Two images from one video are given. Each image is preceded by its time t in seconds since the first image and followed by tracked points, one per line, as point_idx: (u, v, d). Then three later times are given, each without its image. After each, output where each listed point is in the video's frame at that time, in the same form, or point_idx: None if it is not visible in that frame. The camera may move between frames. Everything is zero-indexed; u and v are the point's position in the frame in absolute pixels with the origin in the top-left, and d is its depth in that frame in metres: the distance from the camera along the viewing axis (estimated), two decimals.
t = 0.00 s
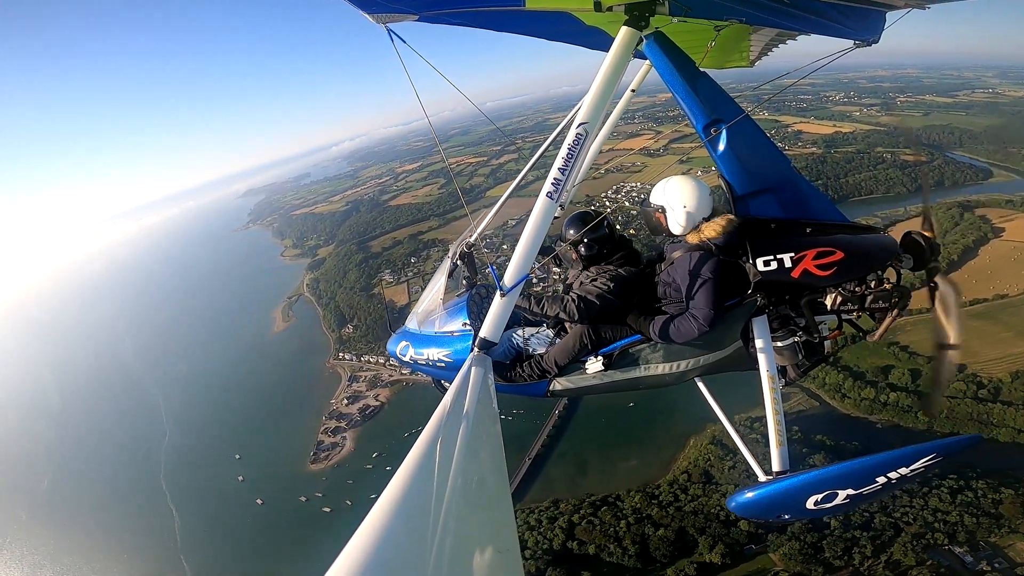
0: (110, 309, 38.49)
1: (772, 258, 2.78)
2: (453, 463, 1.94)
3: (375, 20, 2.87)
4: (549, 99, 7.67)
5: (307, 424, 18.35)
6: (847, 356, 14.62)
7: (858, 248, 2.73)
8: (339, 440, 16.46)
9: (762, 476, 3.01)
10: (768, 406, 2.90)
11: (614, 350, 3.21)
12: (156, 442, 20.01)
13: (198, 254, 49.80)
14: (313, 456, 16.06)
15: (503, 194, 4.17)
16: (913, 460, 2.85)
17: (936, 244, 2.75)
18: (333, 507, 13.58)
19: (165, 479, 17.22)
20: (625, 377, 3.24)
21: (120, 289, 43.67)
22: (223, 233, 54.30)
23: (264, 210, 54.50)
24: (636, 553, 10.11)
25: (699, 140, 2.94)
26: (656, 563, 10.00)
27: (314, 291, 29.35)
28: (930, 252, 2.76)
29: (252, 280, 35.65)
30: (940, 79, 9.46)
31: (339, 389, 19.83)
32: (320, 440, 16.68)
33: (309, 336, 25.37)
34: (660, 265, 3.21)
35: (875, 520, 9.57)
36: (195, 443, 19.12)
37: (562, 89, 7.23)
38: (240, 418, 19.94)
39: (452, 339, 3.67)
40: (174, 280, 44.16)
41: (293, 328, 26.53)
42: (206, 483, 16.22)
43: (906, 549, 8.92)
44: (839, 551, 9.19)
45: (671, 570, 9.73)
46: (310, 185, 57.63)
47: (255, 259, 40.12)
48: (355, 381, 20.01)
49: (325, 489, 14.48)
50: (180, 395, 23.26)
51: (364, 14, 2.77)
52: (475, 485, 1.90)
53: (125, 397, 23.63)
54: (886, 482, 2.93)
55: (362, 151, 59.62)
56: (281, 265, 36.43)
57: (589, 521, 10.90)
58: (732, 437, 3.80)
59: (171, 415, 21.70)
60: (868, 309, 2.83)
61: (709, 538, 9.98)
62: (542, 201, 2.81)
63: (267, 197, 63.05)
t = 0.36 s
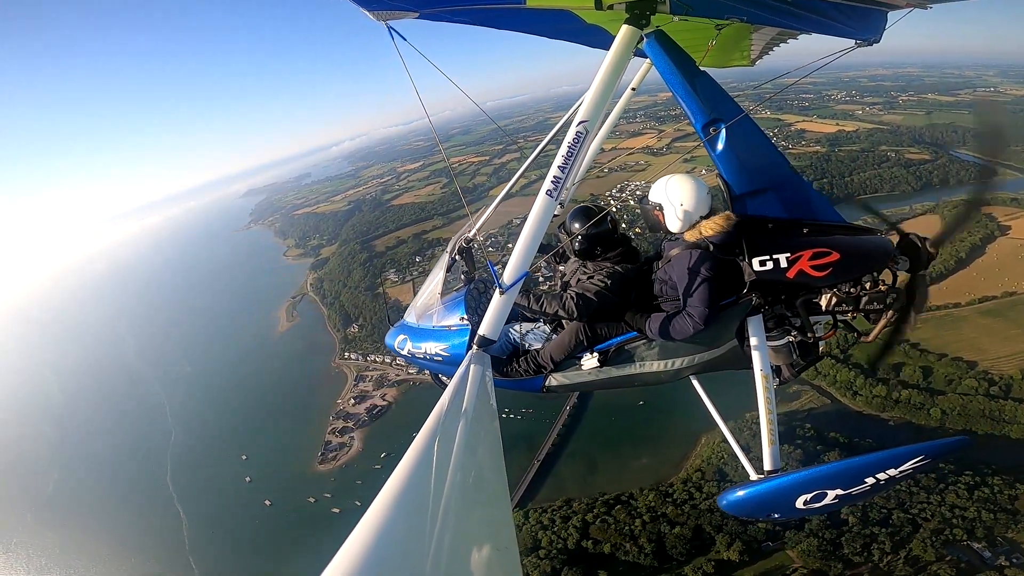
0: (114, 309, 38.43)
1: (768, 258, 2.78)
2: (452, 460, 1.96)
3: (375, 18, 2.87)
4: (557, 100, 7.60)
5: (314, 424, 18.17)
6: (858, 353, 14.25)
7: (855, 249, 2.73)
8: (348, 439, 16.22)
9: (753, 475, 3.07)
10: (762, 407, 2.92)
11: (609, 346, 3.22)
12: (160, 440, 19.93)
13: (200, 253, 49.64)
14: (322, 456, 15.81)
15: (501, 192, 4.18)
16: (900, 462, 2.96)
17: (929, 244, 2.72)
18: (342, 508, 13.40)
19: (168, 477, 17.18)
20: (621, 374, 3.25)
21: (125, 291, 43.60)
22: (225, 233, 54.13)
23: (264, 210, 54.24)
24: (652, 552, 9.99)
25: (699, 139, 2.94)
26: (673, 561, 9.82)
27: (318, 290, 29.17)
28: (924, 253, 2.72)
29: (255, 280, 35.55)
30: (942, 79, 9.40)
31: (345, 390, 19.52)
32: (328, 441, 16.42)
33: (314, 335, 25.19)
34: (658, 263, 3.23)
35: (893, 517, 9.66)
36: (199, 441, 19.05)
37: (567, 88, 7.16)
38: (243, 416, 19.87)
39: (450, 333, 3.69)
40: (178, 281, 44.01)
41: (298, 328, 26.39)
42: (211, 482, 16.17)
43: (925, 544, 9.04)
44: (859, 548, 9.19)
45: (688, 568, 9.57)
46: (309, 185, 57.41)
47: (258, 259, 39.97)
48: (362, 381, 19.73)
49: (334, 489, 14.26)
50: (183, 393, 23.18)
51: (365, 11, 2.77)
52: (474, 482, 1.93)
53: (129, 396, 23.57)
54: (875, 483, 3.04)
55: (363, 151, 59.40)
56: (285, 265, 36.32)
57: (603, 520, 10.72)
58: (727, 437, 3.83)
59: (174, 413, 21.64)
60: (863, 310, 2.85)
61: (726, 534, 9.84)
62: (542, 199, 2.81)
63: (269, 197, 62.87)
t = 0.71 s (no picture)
0: (120, 309, 38.49)
1: (768, 260, 2.78)
2: (451, 460, 1.97)
3: (378, 17, 2.87)
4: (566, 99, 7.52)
5: (320, 424, 18.05)
6: (869, 354, 14.27)
7: (855, 251, 2.74)
8: (356, 440, 16.10)
9: (751, 477, 3.10)
10: (759, 409, 2.93)
11: (608, 346, 3.23)
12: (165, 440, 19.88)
13: (203, 254, 49.44)
14: (329, 457, 15.65)
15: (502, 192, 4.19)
16: (894, 467, 3.02)
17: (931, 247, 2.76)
18: (350, 509, 13.32)
19: (173, 477, 17.14)
20: (620, 374, 3.26)
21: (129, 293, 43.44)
22: (228, 233, 53.91)
23: (267, 210, 53.99)
24: (670, 548, 9.90)
25: (699, 140, 2.95)
26: (690, 559, 9.77)
27: (322, 290, 28.97)
28: (924, 254, 2.75)
29: (260, 280, 35.40)
30: (945, 78, 9.35)
31: (352, 389, 19.37)
32: (336, 441, 16.29)
33: (319, 335, 25.03)
34: (658, 264, 3.24)
35: (910, 513, 9.68)
36: (205, 441, 18.98)
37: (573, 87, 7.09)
38: (247, 416, 19.78)
39: (449, 333, 3.70)
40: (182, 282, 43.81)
41: (303, 328, 26.25)
42: (216, 482, 16.11)
43: (942, 539, 9.05)
44: (878, 544, 9.24)
45: (706, 566, 9.53)
46: (312, 184, 57.13)
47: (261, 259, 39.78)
48: (368, 381, 19.57)
49: (344, 490, 14.15)
50: (188, 394, 23.10)
51: (367, 11, 2.76)
52: (472, 482, 1.93)
53: (134, 397, 23.52)
54: (873, 484, 3.06)
55: (365, 150, 59.01)
56: (288, 265, 36.23)
57: (618, 519, 10.61)
58: (729, 441, 3.84)
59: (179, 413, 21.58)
60: (861, 312, 2.87)
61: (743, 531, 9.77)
62: (542, 199, 2.82)
63: (271, 196, 62.57)
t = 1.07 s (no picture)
0: (126, 310, 38.45)
1: (768, 260, 2.80)
2: (453, 470, 2.03)
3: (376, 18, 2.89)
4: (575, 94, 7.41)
5: (328, 424, 17.69)
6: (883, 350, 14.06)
7: (854, 250, 2.77)
8: (363, 440, 15.69)
9: (753, 479, 3.22)
10: (762, 408, 3.04)
11: (609, 347, 3.28)
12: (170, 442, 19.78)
13: (209, 254, 49.13)
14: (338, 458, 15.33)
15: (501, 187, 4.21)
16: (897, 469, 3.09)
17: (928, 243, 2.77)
18: (359, 510, 13.20)
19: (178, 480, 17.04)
20: (620, 376, 3.33)
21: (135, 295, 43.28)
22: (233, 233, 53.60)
23: (272, 210, 53.66)
24: (688, 545, 9.67)
25: (699, 137, 2.95)
26: (708, 557, 9.41)
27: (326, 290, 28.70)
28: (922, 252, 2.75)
29: (265, 280, 35.16)
30: (949, 71, 9.10)
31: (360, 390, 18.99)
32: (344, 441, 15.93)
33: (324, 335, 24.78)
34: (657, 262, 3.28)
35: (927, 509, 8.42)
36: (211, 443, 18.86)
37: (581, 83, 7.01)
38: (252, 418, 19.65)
39: (449, 329, 3.74)
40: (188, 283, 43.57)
41: (308, 328, 25.98)
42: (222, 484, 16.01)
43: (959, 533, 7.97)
44: (898, 539, 8.32)
45: (725, 565, 9.18)
46: (317, 184, 56.72)
47: (266, 260, 39.49)
48: (373, 381, 19.29)
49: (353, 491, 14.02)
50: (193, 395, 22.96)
51: (364, 11, 2.79)
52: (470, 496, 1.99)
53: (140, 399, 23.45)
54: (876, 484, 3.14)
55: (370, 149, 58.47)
56: (293, 266, 35.94)
57: (632, 519, 10.46)
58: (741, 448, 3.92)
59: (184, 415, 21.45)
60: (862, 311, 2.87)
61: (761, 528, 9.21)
62: (542, 199, 2.83)
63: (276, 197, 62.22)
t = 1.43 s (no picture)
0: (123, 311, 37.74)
1: (764, 242, 2.84)
2: (454, 474, 2.00)
3: (368, 13, 2.93)
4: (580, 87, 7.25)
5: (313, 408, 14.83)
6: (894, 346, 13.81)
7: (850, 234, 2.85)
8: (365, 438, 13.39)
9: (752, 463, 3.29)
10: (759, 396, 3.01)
11: (606, 331, 3.33)
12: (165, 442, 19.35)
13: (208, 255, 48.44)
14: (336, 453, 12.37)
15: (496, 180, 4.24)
16: (895, 467, 3.23)
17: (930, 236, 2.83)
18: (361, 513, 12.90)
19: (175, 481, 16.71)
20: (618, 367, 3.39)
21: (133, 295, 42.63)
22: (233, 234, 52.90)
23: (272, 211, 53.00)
24: (703, 542, 5.77)
25: (695, 127, 2.96)
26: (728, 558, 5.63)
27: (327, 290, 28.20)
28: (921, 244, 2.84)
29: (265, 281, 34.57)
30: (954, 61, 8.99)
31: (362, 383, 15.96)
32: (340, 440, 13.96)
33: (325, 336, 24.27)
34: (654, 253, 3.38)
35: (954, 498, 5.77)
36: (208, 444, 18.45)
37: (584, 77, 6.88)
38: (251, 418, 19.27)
39: (448, 319, 3.71)
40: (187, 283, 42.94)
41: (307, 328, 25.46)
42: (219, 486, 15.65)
43: (980, 528, 5.34)
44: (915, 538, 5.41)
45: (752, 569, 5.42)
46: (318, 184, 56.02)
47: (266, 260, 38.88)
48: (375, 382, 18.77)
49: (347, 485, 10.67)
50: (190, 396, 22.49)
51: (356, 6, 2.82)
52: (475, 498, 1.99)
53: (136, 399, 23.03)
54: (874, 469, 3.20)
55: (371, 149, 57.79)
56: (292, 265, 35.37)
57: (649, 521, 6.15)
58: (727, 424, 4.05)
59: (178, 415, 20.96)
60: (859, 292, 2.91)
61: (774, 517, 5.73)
62: (544, 188, 2.81)
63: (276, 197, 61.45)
